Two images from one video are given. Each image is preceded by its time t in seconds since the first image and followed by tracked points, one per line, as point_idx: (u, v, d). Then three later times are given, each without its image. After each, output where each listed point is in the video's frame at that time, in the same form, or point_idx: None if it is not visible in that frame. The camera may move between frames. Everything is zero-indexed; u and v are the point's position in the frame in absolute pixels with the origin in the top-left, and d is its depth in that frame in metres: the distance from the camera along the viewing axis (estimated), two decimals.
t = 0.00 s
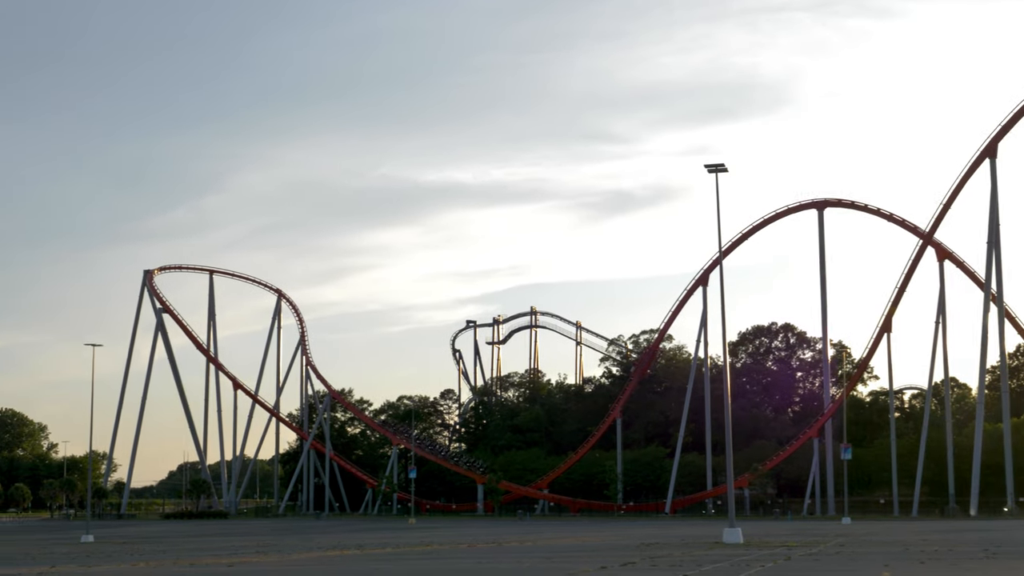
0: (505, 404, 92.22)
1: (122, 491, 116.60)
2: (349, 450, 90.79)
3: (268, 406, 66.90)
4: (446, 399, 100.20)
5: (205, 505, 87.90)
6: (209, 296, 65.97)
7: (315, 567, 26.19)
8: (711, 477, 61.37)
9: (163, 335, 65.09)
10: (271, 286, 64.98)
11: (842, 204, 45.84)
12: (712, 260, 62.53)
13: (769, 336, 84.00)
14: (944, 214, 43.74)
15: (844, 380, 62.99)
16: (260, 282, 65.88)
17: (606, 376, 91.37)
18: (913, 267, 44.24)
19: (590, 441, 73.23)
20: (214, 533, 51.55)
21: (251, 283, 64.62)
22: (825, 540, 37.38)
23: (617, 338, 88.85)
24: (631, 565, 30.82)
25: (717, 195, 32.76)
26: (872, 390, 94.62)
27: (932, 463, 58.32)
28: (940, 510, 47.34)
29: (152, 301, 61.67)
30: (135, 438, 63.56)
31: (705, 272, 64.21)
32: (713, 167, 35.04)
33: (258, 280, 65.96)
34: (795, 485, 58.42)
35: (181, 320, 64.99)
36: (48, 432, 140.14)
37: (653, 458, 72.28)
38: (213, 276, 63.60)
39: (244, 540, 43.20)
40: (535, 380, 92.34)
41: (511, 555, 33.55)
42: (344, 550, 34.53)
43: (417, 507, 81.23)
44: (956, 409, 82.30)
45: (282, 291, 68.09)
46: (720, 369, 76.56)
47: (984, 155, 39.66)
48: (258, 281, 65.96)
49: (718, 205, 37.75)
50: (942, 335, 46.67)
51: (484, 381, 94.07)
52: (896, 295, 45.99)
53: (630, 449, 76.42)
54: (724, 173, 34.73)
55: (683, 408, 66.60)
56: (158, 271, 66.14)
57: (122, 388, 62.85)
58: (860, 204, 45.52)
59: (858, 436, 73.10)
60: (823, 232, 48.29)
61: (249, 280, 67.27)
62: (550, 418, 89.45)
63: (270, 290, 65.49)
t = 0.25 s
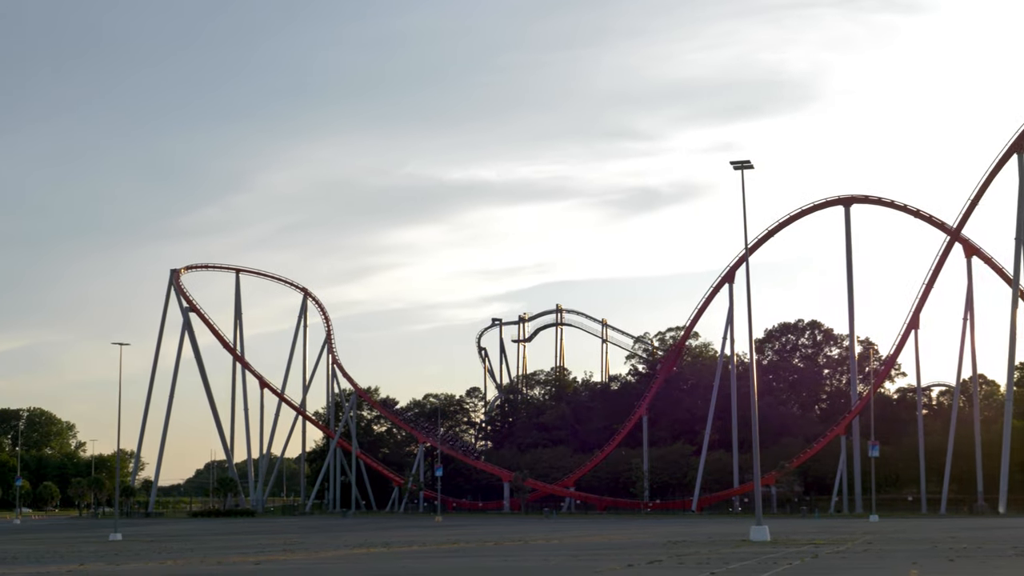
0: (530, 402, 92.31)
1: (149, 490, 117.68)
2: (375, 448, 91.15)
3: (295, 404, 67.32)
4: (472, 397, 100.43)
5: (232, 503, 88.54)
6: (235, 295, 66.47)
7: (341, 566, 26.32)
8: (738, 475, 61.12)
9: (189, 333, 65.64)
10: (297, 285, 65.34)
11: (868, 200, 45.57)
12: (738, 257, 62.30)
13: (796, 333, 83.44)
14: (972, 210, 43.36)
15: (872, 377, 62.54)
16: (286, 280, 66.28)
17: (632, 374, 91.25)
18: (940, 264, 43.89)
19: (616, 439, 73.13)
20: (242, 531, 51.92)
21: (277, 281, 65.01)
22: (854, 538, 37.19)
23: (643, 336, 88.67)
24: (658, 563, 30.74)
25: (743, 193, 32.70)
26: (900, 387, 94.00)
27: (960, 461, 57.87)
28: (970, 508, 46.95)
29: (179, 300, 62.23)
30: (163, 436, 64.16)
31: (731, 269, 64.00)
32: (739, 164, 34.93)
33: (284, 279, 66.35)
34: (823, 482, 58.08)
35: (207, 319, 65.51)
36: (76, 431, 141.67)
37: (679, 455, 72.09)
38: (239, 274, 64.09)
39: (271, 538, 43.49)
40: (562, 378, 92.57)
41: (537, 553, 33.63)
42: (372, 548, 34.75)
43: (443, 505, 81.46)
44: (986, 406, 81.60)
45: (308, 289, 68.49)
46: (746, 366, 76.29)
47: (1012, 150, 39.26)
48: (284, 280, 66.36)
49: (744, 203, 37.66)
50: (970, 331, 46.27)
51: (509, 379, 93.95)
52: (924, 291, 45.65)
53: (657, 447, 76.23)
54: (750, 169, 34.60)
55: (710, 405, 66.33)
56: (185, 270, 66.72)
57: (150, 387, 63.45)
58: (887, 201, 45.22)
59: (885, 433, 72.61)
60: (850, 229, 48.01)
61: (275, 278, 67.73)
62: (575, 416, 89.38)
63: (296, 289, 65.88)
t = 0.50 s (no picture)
0: (556, 400, 92.45)
1: (177, 489, 118.90)
2: (401, 446, 91.55)
3: (320, 403, 67.85)
4: (498, 396, 100.69)
5: (259, 501, 89.24)
6: (261, 294, 67.08)
7: (366, 563, 26.61)
8: (764, 473, 60.98)
9: (215, 332, 66.31)
10: (322, 284, 65.81)
11: (894, 196, 45.40)
12: (763, 254, 62.19)
13: (822, 330, 83.03)
14: (999, 206, 43.08)
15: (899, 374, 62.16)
16: (311, 279, 66.79)
17: (657, 372, 91.21)
18: (968, 260, 43.64)
19: (641, 436, 73.14)
20: (269, 529, 52.43)
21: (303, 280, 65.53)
22: (880, 536, 37.11)
23: (668, 334, 88.56)
24: (683, 560, 30.81)
25: (768, 190, 32.77)
26: (928, 384, 93.41)
27: (988, 459, 57.45)
28: (997, 506, 46.62)
29: (205, 299, 62.86)
30: (190, 434, 64.86)
31: (756, 267, 63.89)
32: (764, 161, 34.99)
33: (310, 278, 66.89)
34: (849, 480, 57.84)
35: (233, 318, 66.15)
36: (104, 430, 143.23)
37: (705, 453, 71.91)
38: (264, 273, 64.66)
39: (297, 536, 43.91)
40: (587, 376, 92.98)
41: (562, 551, 33.74)
42: (397, 546, 35.05)
43: (469, 503, 81.75)
44: (1014, 403, 80.97)
45: (333, 288, 68.98)
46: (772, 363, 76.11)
47: None
48: (310, 279, 66.88)
49: (769, 200, 37.69)
50: (999, 328, 45.94)
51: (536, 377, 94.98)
52: (951, 288, 45.41)
53: (684, 444, 76.11)
54: (775, 166, 34.65)
55: (736, 403, 66.18)
56: (211, 269, 67.38)
57: (177, 385, 64.16)
58: (913, 197, 45.03)
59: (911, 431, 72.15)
60: (876, 226, 47.83)
61: (300, 277, 68.27)
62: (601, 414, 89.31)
63: (321, 288, 66.40)
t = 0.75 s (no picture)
0: (578, 398, 92.53)
1: (200, 488, 119.88)
2: (424, 445, 91.87)
3: (343, 403, 68.26)
4: (520, 394, 100.87)
5: (283, 500, 89.75)
6: (283, 294, 67.50)
7: (389, 562, 26.83)
8: (786, 471, 60.81)
9: (238, 332, 66.76)
10: (344, 283, 66.14)
11: (917, 193, 45.19)
12: (785, 252, 62.02)
13: (844, 328, 82.68)
14: None
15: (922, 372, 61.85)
16: (333, 279, 67.13)
17: (680, 370, 91.08)
18: (991, 257, 43.39)
19: (663, 435, 73.07)
20: (293, 527, 52.76)
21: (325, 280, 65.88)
22: (904, 534, 37.05)
23: (690, 332, 88.41)
24: (706, 559, 30.82)
25: (790, 187, 32.75)
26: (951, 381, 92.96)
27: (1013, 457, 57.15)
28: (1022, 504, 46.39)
29: (227, 300, 63.31)
30: (213, 434, 65.37)
31: (778, 265, 63.72)
32: (786, 159, 35.00)
33: (332, 278, 67.25)
34: (872, 478, 57.65)
35: (256, 318, 66.59)
36: (127, 430, 144.42)
37: (727, 451, 71.78)
38: (286, 274, 65.04)
39: (321, 534, 44.21)
40: (609, 374, 92.99)
41: (584, 550, 33.88)
42: (420, 545, 35.30)
43: (491, 502, 82.00)
44: None
45: (354, 287, 69.32)
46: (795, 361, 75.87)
47: None
48: (332, 279, 67.22)
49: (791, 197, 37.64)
50: None
51: (557, 376, 95.46)
52: (974, 285, 45.17)
53: (706, 443, 76.02)
54: (797, 163, 34.62)
55: (758, 402, 66.00)
56: (233, 269, 67.84)
57: (200, 385, 64.65)
58: (936, 194, 44.80)
59: (935, 429, 71.75)
60: (899, 223, 47.62)
61: (321, 277, 68.63)
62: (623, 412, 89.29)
63: (343, 287, 66.74)
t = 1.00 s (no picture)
0: (600, 397, 92.57)
1: (224, 487, 120.72)
2: (447, 444, 92.15)
3: (366, 402, 68.65)
4: (542, 393, 101.02)
5: (306, 500, 90.19)
6: (306, 293, 67.96)
7: (413, 561, 27.03)
8: (810, 470, 60.64)
9: (262, 332, 67.24)
10: (366, 283, 66.51)
11: (941, 190, 44.98)
12: (808, 250, 61.91)
13: (868, 326, 82.30)
14: None
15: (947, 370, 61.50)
16: (356, 279, 67.50)
17: (703, 368, 90.97)
18: (1016, 254, 43.15)
19: (686, 433, 72.94)
20: (316, 527, 53.06)
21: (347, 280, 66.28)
22: (929, 532, 36.92)
23: (713, 330, 88.21)
24: (730, 557, 30.87)
25: (813, 186, 32.72)
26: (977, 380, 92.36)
27: None
28: None
29: (250, 299, 63.79)
30: (237, 432, 65.88)
31: (801, 263, 63.56)
32: (809, 157, 34.97)
33: (355, 278, 67.63)
34: (896, 476, 57.40)
35: (278, 317, 67.07)
36: (151, 429, 145.53)
37: (751, 450, 71.60)
38: (308, 273, 65.46)
39: (345, 534, 44.45)
40: (632, 373, 92.99)
41: (609, 549, 33.93)
42: (443, 544, 35.48)
43: (515, 500, 82.17)
44: None
45: (377, 287, 69.69)
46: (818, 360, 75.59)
47: None
48: (355, 279, 67.61)
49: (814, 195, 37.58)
50: None
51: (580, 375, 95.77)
52: (999, 282, 44.92)
53: (730, 441, 75.86)
54: (820, 161, 34.59)
55: (781, 400, 65.76)
56: (256, 269, 68.36)
57: (224, 384, 65.18)
58: (961, 191, 44.58)
59: (960, 427, 71.31)
60: (923, 220, 47.42)
61: (344, 276, 69.05)
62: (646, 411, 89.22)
63: (365, 286, 67.10)
